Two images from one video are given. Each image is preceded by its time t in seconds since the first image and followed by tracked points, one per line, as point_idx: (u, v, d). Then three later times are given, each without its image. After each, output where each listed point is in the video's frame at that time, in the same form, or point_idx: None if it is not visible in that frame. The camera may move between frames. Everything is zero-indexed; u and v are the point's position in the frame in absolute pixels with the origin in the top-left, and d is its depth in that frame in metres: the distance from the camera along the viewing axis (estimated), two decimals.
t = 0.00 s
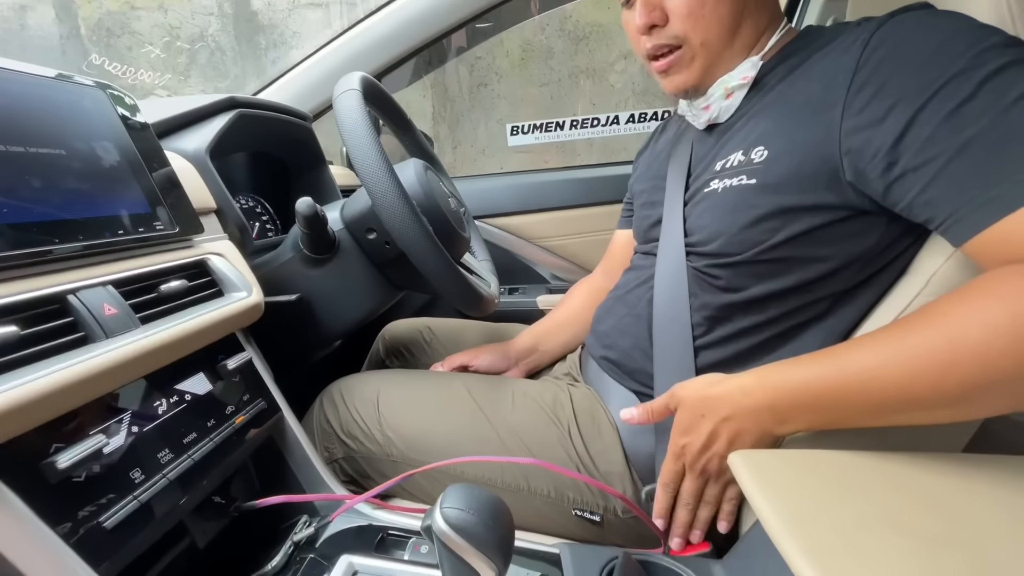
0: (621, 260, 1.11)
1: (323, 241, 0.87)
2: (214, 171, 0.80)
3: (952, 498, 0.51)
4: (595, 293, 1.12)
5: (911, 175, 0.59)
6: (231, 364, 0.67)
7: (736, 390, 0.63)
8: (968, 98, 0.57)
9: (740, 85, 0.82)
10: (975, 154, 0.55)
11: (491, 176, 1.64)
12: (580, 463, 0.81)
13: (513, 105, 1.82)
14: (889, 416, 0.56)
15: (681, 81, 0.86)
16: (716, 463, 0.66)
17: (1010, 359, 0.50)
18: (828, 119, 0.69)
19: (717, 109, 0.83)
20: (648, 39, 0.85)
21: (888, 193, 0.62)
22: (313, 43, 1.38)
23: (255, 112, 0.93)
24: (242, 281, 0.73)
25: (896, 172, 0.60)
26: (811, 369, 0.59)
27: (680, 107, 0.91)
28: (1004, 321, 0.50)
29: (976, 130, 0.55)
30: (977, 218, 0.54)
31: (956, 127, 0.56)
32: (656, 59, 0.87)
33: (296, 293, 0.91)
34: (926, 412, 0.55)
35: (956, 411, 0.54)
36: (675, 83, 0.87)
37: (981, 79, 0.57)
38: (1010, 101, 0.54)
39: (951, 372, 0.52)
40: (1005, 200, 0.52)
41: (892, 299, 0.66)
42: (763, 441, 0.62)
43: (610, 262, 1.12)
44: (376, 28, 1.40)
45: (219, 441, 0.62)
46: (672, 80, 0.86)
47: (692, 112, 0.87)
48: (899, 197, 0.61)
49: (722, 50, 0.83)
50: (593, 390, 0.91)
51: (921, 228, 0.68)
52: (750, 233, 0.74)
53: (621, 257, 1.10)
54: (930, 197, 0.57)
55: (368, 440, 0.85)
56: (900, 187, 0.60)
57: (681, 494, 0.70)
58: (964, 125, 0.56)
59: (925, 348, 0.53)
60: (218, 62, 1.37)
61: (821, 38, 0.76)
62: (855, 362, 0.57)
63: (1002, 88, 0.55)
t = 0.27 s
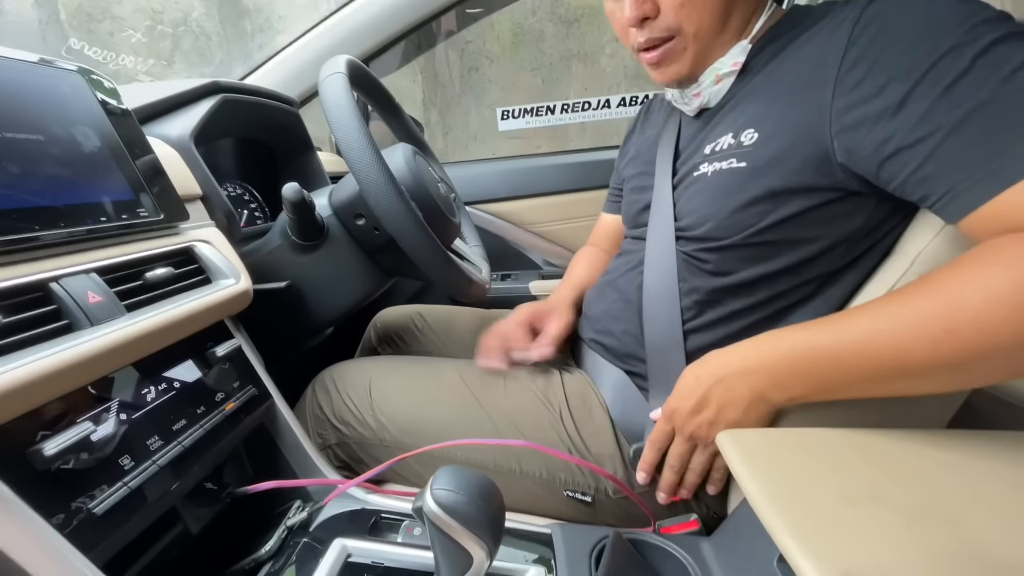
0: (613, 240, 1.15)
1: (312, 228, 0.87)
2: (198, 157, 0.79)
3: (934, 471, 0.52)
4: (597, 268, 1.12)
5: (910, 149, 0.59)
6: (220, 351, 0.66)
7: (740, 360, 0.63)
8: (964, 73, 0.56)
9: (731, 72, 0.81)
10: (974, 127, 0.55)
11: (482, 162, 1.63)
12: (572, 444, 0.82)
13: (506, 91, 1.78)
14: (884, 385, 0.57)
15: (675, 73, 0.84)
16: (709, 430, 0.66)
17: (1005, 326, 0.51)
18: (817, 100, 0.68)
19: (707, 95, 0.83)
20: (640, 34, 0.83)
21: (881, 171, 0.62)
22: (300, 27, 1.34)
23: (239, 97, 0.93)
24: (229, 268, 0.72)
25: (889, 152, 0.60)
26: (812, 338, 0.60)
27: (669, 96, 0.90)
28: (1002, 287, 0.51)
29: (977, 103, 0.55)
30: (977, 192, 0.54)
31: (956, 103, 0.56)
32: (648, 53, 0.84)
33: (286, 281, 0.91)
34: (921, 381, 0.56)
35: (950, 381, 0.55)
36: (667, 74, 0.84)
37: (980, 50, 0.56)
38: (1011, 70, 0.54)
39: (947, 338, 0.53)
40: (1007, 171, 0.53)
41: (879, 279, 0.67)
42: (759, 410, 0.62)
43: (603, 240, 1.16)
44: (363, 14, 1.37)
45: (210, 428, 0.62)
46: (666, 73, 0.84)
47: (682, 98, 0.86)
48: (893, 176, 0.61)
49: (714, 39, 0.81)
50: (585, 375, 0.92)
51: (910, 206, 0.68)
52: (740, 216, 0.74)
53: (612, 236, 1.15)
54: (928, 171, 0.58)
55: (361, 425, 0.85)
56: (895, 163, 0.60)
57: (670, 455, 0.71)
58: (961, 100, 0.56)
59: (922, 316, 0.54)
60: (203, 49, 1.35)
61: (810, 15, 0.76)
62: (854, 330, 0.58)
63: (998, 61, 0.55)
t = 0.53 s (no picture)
0: (590, 218, 1.13)
1: (299, 215, 0.86)
2: (179, 142, 0.78)
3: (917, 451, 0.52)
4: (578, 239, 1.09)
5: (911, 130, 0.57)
6: (204, 340, 0.66)
7: (738, 325, 0.64)
8: (961, 55, 0.55)
9: (724, 63, 0.79)
10: (969, 111, 0.54)
11: (472, 149, 1.61)
12: (562, 431, 0.82)
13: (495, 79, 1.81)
14: (873, 362, 0.55)
15: (671, 68, 0.81)
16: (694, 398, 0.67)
17: (1002, 307, 0.49)
18: (809, 87, 0.68)
19: (699, 86, 0.81)
20: (634, 30, 0.80)
21: (875, 157, 0.62)
22: (286, 12, 1.30)
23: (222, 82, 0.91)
24: (213, 255, 0.71)
25: (881, 138, 0.60)
26: (808, 311, 0.59)
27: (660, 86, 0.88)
28: (1002, 266, 0.49)
29: (976, 85, 0.54)
30: (972, 175, 0.53)
31: (953, 86, 0.55)
32: (641, 49, 0.81)
33: (273, 269, 0.89)
34: (910, 361, 0.54)
35: (949, 362, 0.53)
36: (662, 69, 0.82)
37: (978, 31, 0.55)
38: (1008, 53, 0.53)
39: (943, 315, 0.51)
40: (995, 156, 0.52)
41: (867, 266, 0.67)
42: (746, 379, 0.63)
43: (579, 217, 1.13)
44: None
45: (194, 417, 0.61)
46: (661, 68, 0.82)
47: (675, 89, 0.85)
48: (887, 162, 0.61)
49: (709, 31, 0.79)
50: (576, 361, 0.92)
51: (899, 192, 0.69)
52: (732, 204, 0.74)
53: (590, 215, 1.12)
54: (921, 155, 0.57)
55: (350, 414, 0.85)
56: (887, 152, 0.60)
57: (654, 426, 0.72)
58: (953, 86, 0.55)
59: (918, 292, 0.53)
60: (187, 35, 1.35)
61: None
62: (854, 306, 0.56)
63: (996, 42, 0.54)
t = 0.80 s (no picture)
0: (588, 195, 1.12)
1: (287, 203, 0.85)
2: (164, 126, 0.77)
3: (907, 434, 0.52)
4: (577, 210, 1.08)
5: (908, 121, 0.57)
6: (190, 328, 0.65)
7: (712, 321, 0.63)
8: (961, 45, 0.54)
9: (729, 51, 0.78)
10: (962, 101, 0.53)
11: (465, 138, 1.60)
12: (554, 419, 0.82)
13: (489, 66, 1.79)
14: (845, 358, 0.54)
15: (678, 55, 0.78)
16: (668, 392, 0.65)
17: (976, 306, 0.48)
18: (808, 77, 0.67)
19: (702, 72, 0.80)
20: (643, 15, 0.76)
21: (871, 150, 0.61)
22: None
23: (209, 66, 0.90)
24: (198, 242, 0.70)
25: (877, 129, 0.59)
26: (780, 310, 0.58)
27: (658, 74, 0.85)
28: (979, 262, 0.48)
29: (972, 76, 0.53)
30: (960, 168, 0.53)
31: (949, 75, 0.54)
32: (648, 35, 0.78)
33: (262, 257, 0.88)
34: (883, 358, 0.53)
35: (924, 360, 0.51)
36: (666, 54, 0.78)
37: (979, 23, 0.54)
38: (1006, 45, 0.52)
39: (918, 308, 0.50)
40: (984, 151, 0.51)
41: (858, 254, 0.67)
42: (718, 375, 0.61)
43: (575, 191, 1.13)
44: None
45: (180, 405, 0.60)
46: (667, 56, 0.79)
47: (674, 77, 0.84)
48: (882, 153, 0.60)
49: (717, 18, 0.77)
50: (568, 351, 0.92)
51: (896, 183, 0.68)
52: (727, 195, 0.74)
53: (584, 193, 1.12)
54: (913, 147, 0.56)
55: (341, 404, 0.84)
56: (882, 145, 0.60)
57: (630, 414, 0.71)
58: (950, 76, 0.54)
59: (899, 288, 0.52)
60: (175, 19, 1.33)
61: None
62: (829, 301, 0.55)
63: (999, 33, 0.53)
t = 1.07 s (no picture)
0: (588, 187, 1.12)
1: (279, 192, 0.83)
2: (152, 112, 0.76)
3: (903, 419, 0.52)
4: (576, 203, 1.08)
5: (904, 111, 0.56)
6: (180, 317, 0.64)
7: (697, 321, 0.62)
8: (961, 35, 0.53)
9: (734, 39, 0.76)
10: (958, 92, 0.52)
11: (460, 130, 1.59)
12: (549, 409, 0.81)
13: (484, 59, 1.78)
14: (827, 358, 0.53)
15: (680, 41, 0.78)
16: (650, 394, 0.64)
17: (960, 303, 0.46)
18: (808, 67, 0.66)
19: (706, 59, 0.79)
20: None
21: (871, 144, 0.60)
22: None
23: (200, 53, 0.88)
24: (188, 230, 0.69)
25: (875, 119, 0.59)
26: (764, 308, 0.57)
27: (661, 58, 0.84)
28: (961, 260, 0.47)
29: (969, 68, 0.52)
30: (953, 159, 0.52)
31: (945, 67, 0.54)
32: (652, 20, 0.77)
33: (253, 247, 0.87)
34: (865, 357, 0.51)
35: (909, 359, 0.50)
36: (671, 40, 0.78)
37: (979, 14, 0.53)
38: (1005, 37, 0.51)
39: (899, 306, 0.49)
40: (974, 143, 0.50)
41: (855, 246, 0.67)
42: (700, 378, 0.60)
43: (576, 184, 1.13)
44: None
45: (170, 394, 0.59)
46: (670, 41, 0.78)
47: (677, 65, 0.82)
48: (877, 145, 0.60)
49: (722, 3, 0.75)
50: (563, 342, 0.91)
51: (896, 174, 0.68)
52: (725, 185, 0.73)
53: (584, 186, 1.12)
54: (909, 138, 0.55)
55: (335, 395, 0.83)
56: (879, 136, 0.59)
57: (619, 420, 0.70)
58: (945, 68, 0.54)
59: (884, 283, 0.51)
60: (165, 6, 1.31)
61: None
62: (813, 300, 0.54)
63: (998, 24, 0.52)
